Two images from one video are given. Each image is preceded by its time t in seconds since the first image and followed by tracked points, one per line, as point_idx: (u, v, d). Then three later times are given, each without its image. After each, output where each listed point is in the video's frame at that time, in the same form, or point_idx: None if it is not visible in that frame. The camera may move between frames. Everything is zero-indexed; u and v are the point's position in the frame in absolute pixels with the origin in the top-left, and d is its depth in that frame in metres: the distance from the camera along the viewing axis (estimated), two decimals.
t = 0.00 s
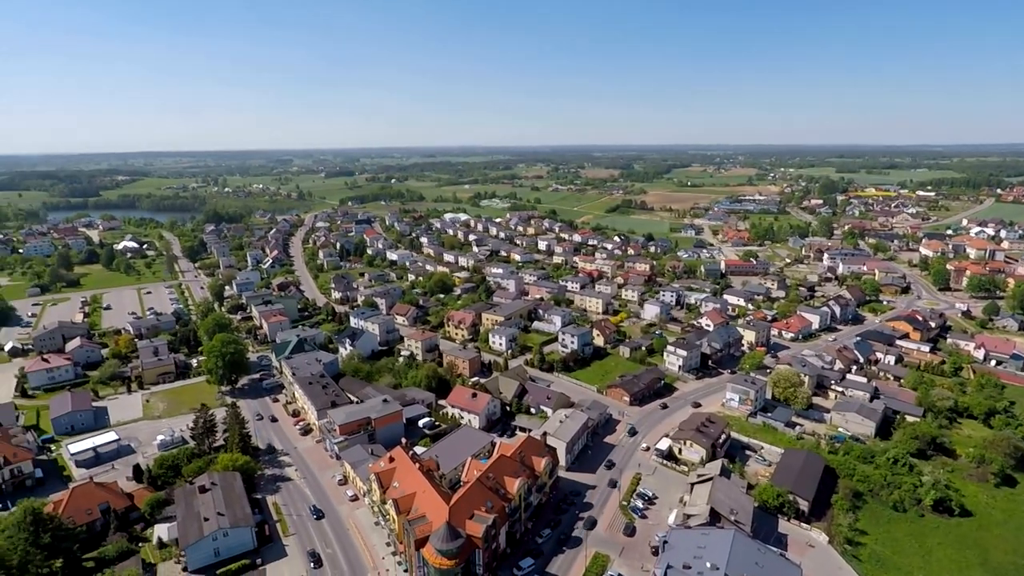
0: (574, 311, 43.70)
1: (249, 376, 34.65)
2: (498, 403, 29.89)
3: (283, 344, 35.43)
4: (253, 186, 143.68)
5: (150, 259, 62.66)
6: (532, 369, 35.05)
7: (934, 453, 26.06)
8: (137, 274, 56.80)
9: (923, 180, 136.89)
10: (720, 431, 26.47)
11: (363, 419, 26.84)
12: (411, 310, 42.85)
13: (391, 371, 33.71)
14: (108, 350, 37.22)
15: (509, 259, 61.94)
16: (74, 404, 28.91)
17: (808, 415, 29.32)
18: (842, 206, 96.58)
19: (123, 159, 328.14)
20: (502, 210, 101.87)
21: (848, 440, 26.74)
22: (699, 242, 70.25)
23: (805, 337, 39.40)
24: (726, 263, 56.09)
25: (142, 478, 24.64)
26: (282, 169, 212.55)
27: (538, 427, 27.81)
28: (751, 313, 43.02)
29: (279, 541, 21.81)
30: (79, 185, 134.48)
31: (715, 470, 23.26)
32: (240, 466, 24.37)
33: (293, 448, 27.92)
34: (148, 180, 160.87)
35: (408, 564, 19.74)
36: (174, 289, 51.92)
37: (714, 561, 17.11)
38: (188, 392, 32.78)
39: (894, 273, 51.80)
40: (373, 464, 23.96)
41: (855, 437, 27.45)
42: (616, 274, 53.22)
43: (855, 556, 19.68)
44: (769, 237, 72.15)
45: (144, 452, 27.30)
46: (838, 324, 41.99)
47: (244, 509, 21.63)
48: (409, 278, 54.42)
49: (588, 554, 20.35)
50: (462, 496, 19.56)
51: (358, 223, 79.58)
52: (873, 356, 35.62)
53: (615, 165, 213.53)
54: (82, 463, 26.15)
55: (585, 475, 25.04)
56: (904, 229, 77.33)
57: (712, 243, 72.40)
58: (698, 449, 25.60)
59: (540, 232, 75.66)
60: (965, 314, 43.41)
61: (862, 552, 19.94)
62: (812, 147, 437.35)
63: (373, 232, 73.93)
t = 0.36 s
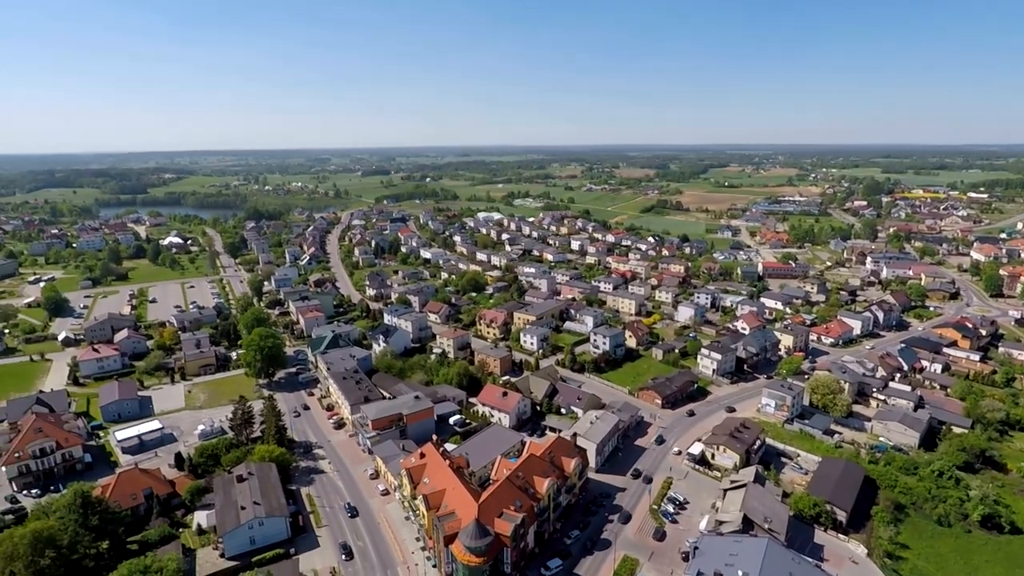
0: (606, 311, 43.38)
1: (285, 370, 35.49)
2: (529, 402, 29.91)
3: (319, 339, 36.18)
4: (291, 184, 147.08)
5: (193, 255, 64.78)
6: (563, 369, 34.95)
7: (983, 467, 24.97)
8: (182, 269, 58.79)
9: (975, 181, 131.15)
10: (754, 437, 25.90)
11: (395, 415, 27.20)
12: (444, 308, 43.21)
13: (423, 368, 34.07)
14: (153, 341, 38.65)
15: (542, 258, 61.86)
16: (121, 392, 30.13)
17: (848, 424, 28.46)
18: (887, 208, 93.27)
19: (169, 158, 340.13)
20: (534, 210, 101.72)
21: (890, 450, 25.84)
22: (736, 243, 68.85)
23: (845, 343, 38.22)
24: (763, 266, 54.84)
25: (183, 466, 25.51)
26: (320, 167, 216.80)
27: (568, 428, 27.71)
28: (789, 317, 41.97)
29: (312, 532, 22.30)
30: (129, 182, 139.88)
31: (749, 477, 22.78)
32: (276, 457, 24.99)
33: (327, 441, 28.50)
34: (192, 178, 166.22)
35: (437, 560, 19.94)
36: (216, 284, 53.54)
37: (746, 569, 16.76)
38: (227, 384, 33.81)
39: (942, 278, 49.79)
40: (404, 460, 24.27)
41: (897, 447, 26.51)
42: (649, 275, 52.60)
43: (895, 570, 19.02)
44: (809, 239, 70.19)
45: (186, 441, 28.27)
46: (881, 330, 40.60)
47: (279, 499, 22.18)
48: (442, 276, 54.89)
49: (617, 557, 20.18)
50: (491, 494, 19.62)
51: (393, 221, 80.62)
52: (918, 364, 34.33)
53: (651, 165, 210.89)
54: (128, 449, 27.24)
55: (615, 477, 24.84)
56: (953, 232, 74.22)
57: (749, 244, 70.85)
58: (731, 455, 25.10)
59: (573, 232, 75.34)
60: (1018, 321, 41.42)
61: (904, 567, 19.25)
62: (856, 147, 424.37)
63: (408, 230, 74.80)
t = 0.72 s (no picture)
0: (639, 313, 42.94)
1: (321, 364, 36.27)
2: (560, 402, 29.84)
3: (354, 335, 36.85)
4: (330, 182, 150.18)
5: (235, 251, 66.74)
6: (595, 370, 34.74)
7: None
8: (224, 264, 60.64)
9: None
10: (791, 445, 25.25)
11: (426, 411, 27.49)
12: (477, 306, 43.45)
13: (455, 366, 34.35)
14: (196, 333, 39.97)
15: (575, 258, 61.60)
16: (165, 382, 31.28)
17: (891, 434, 27.49)
18: (937, 210, 89.64)
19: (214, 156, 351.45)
20: (568, 209, 101.33)
21: (936, 463, 24.85)
22: (775, 246, 67.21)
23: (889, 350, 36.93)
24: (803, 269, 53.44)
25: (223, 455, 26.33)
26: (357, 165, 220.82)
27: (599, 429, 27.54)
28: (830, 322, 40.77)
29: (344, 524, 22.73)
30: (176, 180, 145.03)
31: (785, 485, 22.22)
32: (311, 450, 25.55)
33: (360, 435, 29.01)
34: (235, 176, 171.27)
35: (466, 557, 20.08)
36: (256, 279, 55.04)
37: None
38: (266, 376, 34.73)
39: (996, 285, 47.61)
40: (435, 456, 24.52)
41: (944, 460, 25.49)
42: (684, 277, 51.81)
43: None
44: (853, 242, 68.02)
45: (226, 431, 29.16)
46: (928, 338, 39.07)
47: (313, 490, 22.69)
48: (475, 275, 55.22)
49: (646, 561, 19.96)
50: (520, 493, 19.64)
51: (428, 220, 81.52)
52: (967, 374, 32.90)
53: (688, 164, 207.62)
54: (171, 437, 28.26)
55: (646, 480, 24.57)
56: (1009, 236, 70.87)
57: (789, 247, 69.08)
58: (766, 461, 24.52)
59: (607, 233, 74.81)
60: None
61: None
62: (902, 147, 411.72)
63: (442, 229, 75.49)
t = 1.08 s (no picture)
0: (673, 315, 42.37)
1: (355, 360, 36.90)
2: (590, 403, 29.68)
3: (387, 332, 37.39)
4: (366, 181, 152.60)
5: (274, 247, 68.47)
6: (626, 372, 34.43)
7: None
8: (263, 260, 62.26)
9: None
10: (829, 453, 24.54)
11: (457, 409, 27.69)
12: (508, 305, 43.55)
13: (486, 364, 34.49)
14: (236, 327, 41.16)
15: (608, 259, 61.17)
16: (206, 374, 32.31)
17: (936, 445, 26.47)
18: (990, 213, 85.85)
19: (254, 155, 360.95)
20: (602, 209, 100.64)
21: (984, 477, 23.83)
22: (816, 248, 65.40)
23: (935, 358, 35.55)
24: (845, 272, 51.87)
25: (259, 446, 27.03)
26: (391, 164, 223.39)
27: (630, 432, 27.27)
28: (872, 328, 39.48)
29: (375, 518, 23.09)
30: (219, 178, 149.53)
31: (822, 494, 21.63)
32: (344, 443, 26.01)
33: (392, 431, 29.41)
34: (275, 175, 175.36)
35: (494, 555, 20.16)
36: (294, 275, 56.32)
37: None
38: (302, 370, 35.55)
39: None
40: (465, 453, 24.69)
41: (993, 474, 24.42)
42: (720, 280, 50.93)
43: None
44: (898, 246, 65.71)
45: (263, 423, 29.95)
46: (978, 346, 37.46)
47: (345, 483, 23.13)
48: (508, 274, 55.37)
49: (676, 567, 19.68)
50: (549, 494, 19.61)
51: (461, 219, 82.09)
52: (1020, 385, 31.43)
53: (725, 164, 203.74)
54: (211, 427, 29.16)
55: (677, 485, 24.24)
56: None
57: (829, 250, 67.15)
58: (803, 469, 23.90)
59: (641, 233, 74.06)
60: None
61: None
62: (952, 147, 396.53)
63: (475, 228, 75.89)
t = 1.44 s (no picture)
0: (708, 318, 41.65)
1: (388, 356, 37.46)
2: (622, 405, 29.41)
3: (421, 329, 37.81)
4: (402, 180, 154.58)
5: (312, 244, 70.03)
6: (659, 375, 34.01)
7: None
8: (302, 257, 63.73)
9: None
10: (870, 463, 23.74)
11: (488, 407, 27.83)
12: (541, 305, 43.51)
13: (517, 364, 34.56)
14: (274, 322, 42.23)
15: (643, 260, 60.55)
16: (246, 367, 33.25)
17: (986, 459, 25.33)
18: None
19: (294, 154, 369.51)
20: (636, 210, 99.62)
21: None
22: (859, 252, 63.37)
23: (987, 369, 34.03)
24: (890, 277, 50.12)
25: (295, 438, 27.69)
26: (426, 164, 225.72)
27: (662, 436, 26.94)
28: (918, 335, 38.04)
29: (406, 512, 23.39)
30: (261, 177, 153.76)
31: (862, 506, 20.93)
32: (376, 438, 26.43)
33: (423, 427, 29.73)
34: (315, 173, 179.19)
35: (523, 554, 20.17)
36: (330, 272, 57.46)
37: None
38: (337, 366, 36.25)
39: None
40: (495, 452, 24.79)
41: None
42: (757, 283, 49.80)
43: None
44: (947, 251, 63.16)
45: (299, 416, 30.66)
46: None
47: (377, 478, 23.50)
48: (541, 274, 55.35)
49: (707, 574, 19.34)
50: (579, 495, 19.52)
51: (495, 219, 82.36)
52: None
53: (764, 165, 199.15)
54: (249, 419, 30.01)
55: (710, 491, 23.82)
56: None
57: (874, 253, 64.97)
58: (842, 480, 23.18)
59: (677, 235, 73.05)
60: None
61: None
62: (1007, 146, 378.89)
63: (509, 227, 76.08)
